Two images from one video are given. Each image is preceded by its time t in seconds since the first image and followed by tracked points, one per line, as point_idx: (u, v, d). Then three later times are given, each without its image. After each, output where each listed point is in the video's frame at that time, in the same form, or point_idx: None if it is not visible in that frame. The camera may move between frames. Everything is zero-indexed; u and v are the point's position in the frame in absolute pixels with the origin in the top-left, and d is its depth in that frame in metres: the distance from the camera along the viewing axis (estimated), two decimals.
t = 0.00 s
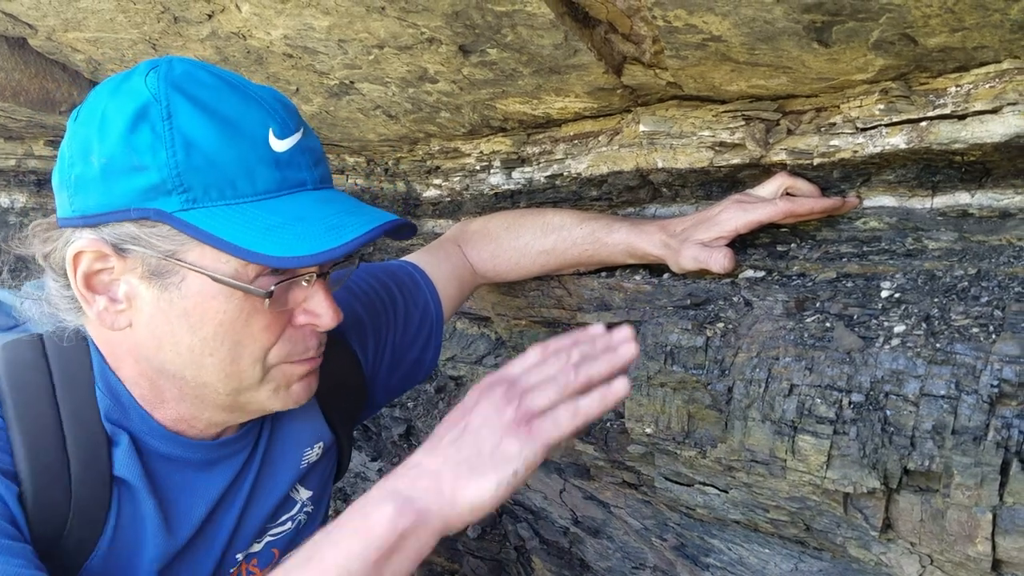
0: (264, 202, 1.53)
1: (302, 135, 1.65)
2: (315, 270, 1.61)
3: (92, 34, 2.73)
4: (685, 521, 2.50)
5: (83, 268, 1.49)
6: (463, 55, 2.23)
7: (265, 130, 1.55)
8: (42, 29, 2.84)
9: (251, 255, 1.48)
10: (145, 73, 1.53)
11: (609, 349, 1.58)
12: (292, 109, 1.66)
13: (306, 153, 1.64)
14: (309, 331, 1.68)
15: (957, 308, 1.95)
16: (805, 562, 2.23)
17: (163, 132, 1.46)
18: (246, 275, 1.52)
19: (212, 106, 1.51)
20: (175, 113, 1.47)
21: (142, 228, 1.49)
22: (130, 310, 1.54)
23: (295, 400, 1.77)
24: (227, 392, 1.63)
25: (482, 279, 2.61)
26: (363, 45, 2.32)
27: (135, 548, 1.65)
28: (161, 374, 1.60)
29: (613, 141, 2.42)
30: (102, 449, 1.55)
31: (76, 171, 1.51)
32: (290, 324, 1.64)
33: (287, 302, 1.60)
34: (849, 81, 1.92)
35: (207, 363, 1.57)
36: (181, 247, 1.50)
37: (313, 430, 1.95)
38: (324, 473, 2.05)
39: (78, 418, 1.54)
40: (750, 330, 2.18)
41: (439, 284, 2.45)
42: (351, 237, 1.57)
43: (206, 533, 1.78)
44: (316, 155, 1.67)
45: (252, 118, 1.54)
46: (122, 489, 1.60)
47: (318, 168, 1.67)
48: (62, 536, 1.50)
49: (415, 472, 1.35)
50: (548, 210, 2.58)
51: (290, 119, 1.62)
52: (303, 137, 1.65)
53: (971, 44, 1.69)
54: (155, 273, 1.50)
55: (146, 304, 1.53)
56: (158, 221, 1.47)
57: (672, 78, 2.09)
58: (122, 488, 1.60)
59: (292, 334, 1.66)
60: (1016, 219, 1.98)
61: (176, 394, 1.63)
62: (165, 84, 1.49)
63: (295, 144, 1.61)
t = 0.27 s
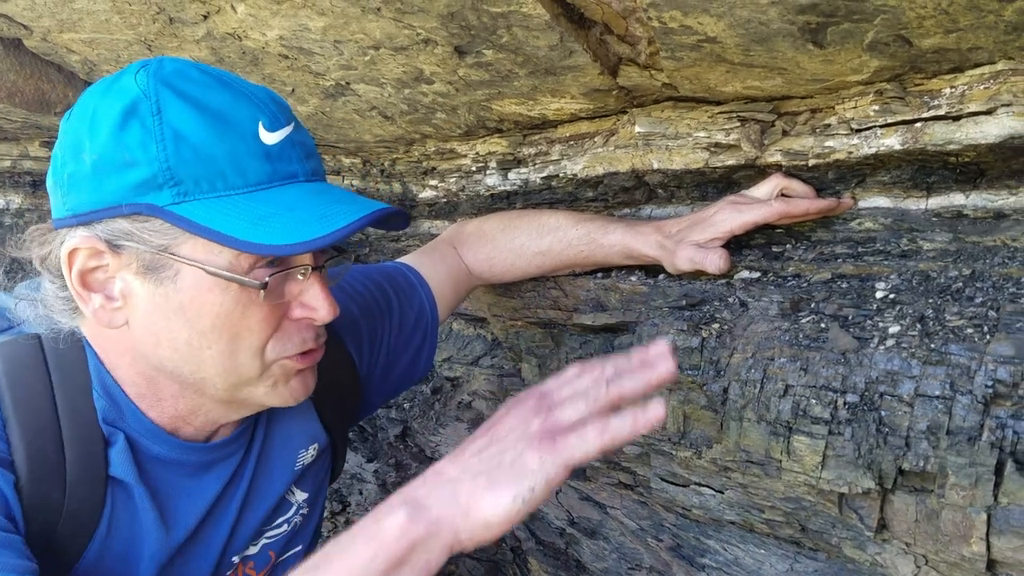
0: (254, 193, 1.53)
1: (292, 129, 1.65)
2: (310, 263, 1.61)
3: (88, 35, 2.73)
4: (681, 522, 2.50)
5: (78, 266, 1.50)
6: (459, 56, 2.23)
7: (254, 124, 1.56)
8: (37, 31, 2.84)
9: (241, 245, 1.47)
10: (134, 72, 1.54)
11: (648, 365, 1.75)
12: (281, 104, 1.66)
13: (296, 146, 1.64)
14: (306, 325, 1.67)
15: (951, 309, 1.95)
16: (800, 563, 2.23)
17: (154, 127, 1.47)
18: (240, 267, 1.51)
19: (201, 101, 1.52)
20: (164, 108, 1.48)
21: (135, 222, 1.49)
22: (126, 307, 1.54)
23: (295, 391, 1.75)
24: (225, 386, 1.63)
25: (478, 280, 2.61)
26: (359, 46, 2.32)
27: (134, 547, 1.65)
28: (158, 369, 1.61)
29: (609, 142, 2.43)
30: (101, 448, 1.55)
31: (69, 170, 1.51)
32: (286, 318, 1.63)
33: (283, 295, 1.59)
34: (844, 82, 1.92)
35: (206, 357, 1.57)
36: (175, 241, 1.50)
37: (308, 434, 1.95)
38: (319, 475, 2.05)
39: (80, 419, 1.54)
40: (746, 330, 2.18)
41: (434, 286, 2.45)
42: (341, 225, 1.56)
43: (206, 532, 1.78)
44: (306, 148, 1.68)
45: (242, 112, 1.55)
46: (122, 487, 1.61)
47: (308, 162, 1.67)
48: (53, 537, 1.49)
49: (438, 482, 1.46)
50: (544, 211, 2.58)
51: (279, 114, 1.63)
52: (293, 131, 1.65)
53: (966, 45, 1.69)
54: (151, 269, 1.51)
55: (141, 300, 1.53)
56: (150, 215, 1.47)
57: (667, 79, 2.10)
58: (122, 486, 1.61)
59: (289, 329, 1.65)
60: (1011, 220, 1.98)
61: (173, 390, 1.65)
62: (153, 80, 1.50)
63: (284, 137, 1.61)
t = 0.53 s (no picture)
0: (284, 172, 1.54)
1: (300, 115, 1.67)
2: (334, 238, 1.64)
3: (82, 36, 2.72)
4: (675, 523, 2.51)
5: (112, 269, 1.46)
6: (454, 57, 2.23)
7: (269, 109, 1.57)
8: (30, 31, 2.83)
9: (286, 217, 1.47)
10: (140, 73, 1.53)
11: None
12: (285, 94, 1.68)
13: (309, 129, 1.66)
14: (335, 300, 1.70)
15: (945, 309, 1.96)
16: (795, 563, 2.24)
17: (177, 119, 1.47)
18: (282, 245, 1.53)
19: (217, 93, 1.53)
20: (184, 100, 1.48)
21: (171, 215, 1.47)
22: (166, 308, 1.52)
23: (330, 367, 1.78)
24: (266, 373, 1.64)
25: (473, 281, 2.61)
26: (353, 47, 2.32)
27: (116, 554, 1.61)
28: (194, 363, 1.60)
29: (604, 143, 2.43)
30: (76, 455, 1.51)
31: (88, 175, 1.49)
32: (318, 296, 1.66)
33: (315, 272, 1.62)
34: (838, 83, 1.93)
35: (250, 344, 1.58)
36: (213, 230, 1.49)
37: (306, 434, 1.94)
38: (317, 477, 2.04)
39: (56, 425, 1.49)
40: (740, 331, 2.18)
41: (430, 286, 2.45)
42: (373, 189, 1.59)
43: (188, 541, 1.74)
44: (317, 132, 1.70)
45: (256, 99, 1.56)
46: (97, 496, 1.56)
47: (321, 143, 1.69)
48: (19, 548, 1.44)
49: None
50: (540, 212, 2.58)
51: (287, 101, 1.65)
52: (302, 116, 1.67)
53: (959, 46, 1.70)
54: (190, 263, 1.49)
55: (182, 294, 1.51)
56: (190, 206, 1.46)
57: (662, 80, 2.10)
58: (97, 495, 1.56)
59: (320, 305, 1.68)
60: (1004, 221, 2.00)
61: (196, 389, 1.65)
62: (166, 77, 1.51)
63: (297, 120, 1.63)
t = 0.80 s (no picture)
0: (273, 165, 1.54)
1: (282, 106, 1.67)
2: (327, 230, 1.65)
3: (77, 37, 2.71)
4: (672, 524, 2.51)
5: (107, 276, 1.45)
6: (450, 58, 2.23)
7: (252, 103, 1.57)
8: (26, 31, 2.83)
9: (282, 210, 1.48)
10: (119, 77, 1.52)
11: None
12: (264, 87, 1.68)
13: (293, 120, 1.66)
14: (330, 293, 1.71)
15: (941, 311, 1.96)
16: (791, 564, 2.23)
17: (163, 120, 1.46)
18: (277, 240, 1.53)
19: (198, 91, 1.52)
20: (167, 101, 1.48)
21: (165, 217, 1.47)
22: (163, 312, 1.52)
23: (328, 364, 1.77)
24: (265, 370, 1.64)
25: (471, 283, 2.61)
26: (349, 48, 2.31)
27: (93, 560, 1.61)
28: (190, 364, 1.60)
29: (601, 144, 2.43)
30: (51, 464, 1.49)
31: (74, 182, 1.47)
32: (314, 289, 1.66)
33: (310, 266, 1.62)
34: (834, 84, 1.93)
35: (245, 344, 1.57)
36: (207, 230, 1.49)
37: (301, 438, 1.93)
38: (314, 480, 2.04)
39: (30, 436, 1.48)
40: (736, 332, 2.18)
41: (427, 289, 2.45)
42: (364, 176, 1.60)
43: (173, 547, 1.74)
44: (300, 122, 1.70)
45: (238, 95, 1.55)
46: (75, 505, 1.55)
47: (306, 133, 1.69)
48: None
49: None
50: (537, 213, 2.58)
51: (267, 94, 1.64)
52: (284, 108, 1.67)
53: (955, 48, 1.70)
54: (186, 265, 1.49)
55: (178, 299, 1.51)
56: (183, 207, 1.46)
57: (659, 81, 2.10)
58: (75, 504, 1.55)
59: (317, 299, 1.68)
60: (1000, 222, 2.00)
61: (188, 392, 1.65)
62: (146, 78, 1.49)
63: (280, 112, 1.63)
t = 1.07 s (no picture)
0: (220, 170, 1.52)
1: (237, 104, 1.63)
2: (284, 236, 1.62)
3: (75, 39, 2.71)
4: (670, 526, 2.51)
5: (53, 284, 1.43)
6: (447, 60, 2.23)
7: (202, 104, 1.53)
8: (24, 34, 2.83)
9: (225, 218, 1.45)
10: (66, 77, 1.48)
11: None
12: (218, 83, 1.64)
13: (246, 119, 1.63)
14: (288, 300, 1.68)
15: (937, 312, 1.96)
16: (788, 566, 2.24)
17: (107, 123, 1.43)
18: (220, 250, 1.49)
19: (146, 93, 1.48)
20: (112, 103, 1.44)
21: (108, 224, 1.44)
22: (111, 318, 1.50)
23: (283, 376, 1.74)
24: (215, 380, 1.62)
25: (467, 286, 2.61)
26: (346, 50, 2.31)
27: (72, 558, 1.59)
28: (143, 371, 1.58)
29: (598, 146, 2.43)
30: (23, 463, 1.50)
31: (21, 186, 1.44)
32: (270, 295, 1.63)
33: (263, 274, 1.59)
34: (830, 86, 1.93)
35: (191, 354, 1.55)
36: (151, 237, 1.46)
37: (292, 437, 1.94)
38: (305, 480, 2.04)
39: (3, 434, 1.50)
40: (733, 334, 2.19)
41: (426, 292, 2.46)
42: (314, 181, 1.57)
43: (155, 545, 1.72)
44: (255, 120, 1.66)
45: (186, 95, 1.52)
46: (51, 504, 1.55)
47: (261, 133, 1.66)
48: None
49: None
50: (533, 215, 2.57)
51: (220, 91, 1.60)
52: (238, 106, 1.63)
53: (951, 49, 1.70)
54: (128, 272, 1.46)
55: (122, 306, 1.49)
56: (125, 214, 1.43)
57: (655, 83, 2.10)
58: (51, 502, 1.55)
59: (274, 307, 1.65)
60: (996, 223, 2.01)
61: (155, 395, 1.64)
62: (92, 79, 1.46)
63: (232, 112, 1.60)
